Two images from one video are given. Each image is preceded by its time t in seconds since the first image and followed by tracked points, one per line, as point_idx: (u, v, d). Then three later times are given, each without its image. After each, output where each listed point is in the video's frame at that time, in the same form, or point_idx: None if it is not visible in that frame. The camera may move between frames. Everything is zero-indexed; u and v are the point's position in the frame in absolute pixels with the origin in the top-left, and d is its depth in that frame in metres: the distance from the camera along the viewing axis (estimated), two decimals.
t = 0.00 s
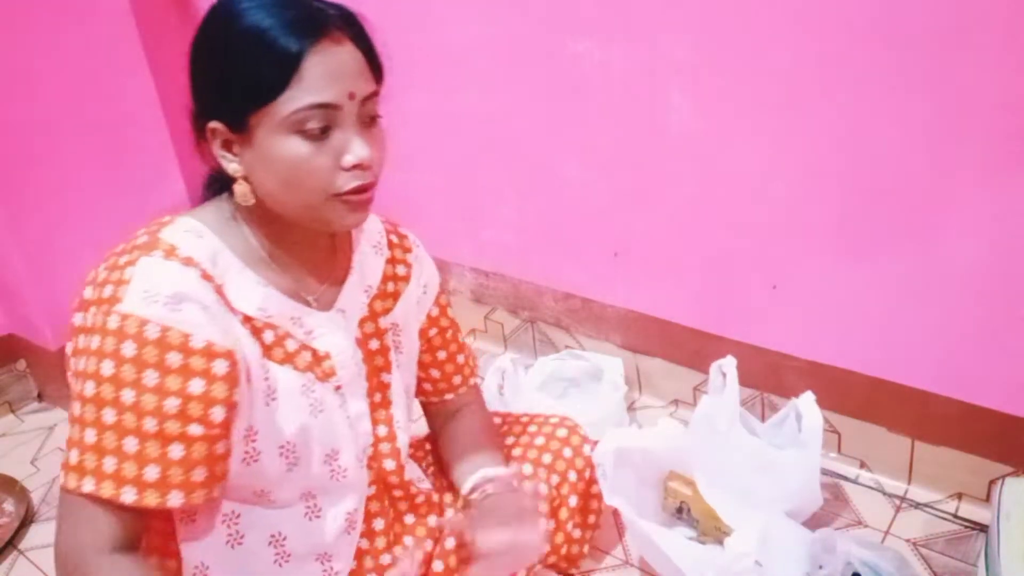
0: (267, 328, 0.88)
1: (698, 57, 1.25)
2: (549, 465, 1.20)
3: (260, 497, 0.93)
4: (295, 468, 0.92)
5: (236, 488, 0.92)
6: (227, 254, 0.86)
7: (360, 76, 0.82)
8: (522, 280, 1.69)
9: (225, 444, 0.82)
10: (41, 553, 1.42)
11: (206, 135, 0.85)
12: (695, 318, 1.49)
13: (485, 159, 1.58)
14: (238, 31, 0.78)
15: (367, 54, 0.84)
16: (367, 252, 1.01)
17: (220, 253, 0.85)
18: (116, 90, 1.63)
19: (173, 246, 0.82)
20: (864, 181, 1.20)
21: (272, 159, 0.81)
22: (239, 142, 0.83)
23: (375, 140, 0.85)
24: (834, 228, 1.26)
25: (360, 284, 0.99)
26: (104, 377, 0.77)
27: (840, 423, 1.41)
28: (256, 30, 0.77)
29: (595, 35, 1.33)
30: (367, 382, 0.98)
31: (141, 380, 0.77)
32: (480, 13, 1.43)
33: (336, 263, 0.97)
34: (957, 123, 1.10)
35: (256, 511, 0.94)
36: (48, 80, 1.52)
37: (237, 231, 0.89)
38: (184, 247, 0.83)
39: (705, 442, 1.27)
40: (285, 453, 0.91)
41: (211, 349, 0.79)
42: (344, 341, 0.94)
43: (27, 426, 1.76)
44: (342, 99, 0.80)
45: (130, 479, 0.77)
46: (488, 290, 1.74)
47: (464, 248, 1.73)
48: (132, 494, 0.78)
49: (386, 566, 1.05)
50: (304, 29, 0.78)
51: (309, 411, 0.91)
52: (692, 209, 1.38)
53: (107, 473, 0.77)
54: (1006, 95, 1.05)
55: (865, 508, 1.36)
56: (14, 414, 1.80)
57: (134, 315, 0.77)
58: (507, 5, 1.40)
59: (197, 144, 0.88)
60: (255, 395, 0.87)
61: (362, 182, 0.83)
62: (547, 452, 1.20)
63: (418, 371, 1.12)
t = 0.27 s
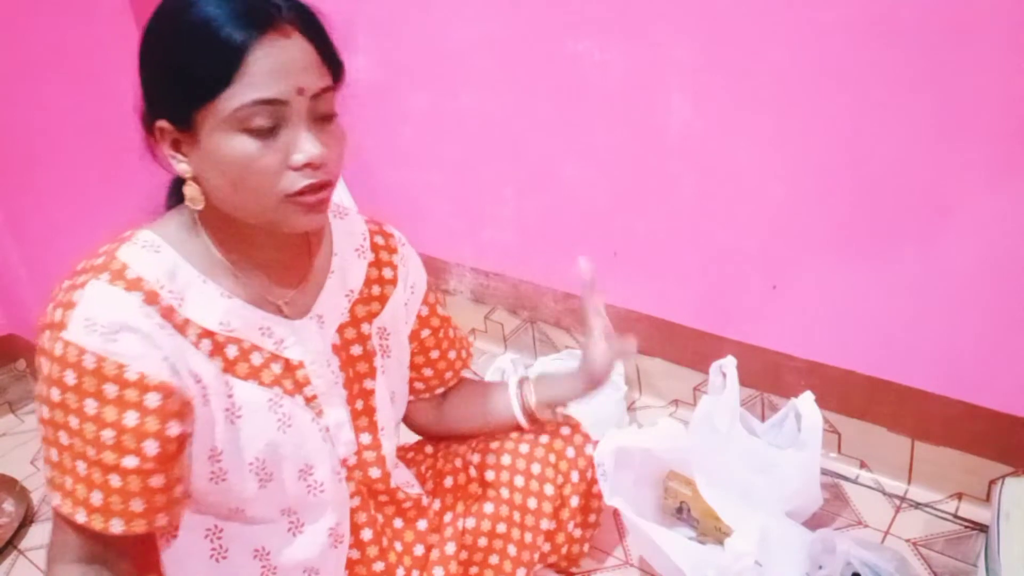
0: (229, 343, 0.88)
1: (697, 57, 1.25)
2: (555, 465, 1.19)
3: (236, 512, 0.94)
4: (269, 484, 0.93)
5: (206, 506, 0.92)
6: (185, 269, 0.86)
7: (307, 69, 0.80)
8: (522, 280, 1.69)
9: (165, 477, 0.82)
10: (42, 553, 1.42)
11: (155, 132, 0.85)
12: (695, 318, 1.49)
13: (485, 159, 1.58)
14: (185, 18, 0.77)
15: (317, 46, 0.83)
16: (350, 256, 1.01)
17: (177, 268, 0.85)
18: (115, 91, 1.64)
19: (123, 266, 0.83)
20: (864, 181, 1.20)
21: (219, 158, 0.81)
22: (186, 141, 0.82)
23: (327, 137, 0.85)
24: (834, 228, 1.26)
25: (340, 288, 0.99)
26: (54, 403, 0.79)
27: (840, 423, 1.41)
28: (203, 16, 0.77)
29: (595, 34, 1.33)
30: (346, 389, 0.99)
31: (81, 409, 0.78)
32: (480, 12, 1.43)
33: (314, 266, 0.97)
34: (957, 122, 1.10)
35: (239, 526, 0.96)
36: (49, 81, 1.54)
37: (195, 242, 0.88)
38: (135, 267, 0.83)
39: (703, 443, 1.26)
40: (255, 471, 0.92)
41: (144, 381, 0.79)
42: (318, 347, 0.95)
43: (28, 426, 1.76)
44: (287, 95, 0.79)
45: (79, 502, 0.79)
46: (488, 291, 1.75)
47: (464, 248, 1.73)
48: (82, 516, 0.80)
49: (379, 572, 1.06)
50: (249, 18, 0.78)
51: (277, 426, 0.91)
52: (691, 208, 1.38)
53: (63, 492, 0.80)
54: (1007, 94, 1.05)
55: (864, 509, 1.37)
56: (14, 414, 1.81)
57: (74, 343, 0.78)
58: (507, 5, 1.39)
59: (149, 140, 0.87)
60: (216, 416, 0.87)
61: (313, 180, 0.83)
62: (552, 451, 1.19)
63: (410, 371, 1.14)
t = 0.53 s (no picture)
0: (222, 350, 0.88)
1: (697, 56, 1.25)
2: (554, 462, 1.19)
3: (235, 518, 0.93)
4: (266, 490, 0.93)
5: (202, 513, 0.92)
6: (175, 278, 0.86)
7: (246, 71, 0.79)
8: (522, 280, 1.69)
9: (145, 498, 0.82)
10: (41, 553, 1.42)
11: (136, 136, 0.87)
12: (695, 318, 1.49)
13: (485, 160, 1.58)
14: (151, 15, 0.79)
15: (269, 51, 0.81)
16: (339, 255, 0.99)
17: (167, 277, 0.85)
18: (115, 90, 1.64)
19: (112, 277, 0.83)
20: (864, 181, 1.20)
21: (160, 160, 0.80)
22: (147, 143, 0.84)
23: (269, 143, 0.82)
24: (834, 228, 1.26)
25: (332, 289, 0.98)
26: (43, 415, 0.80)
27: (840, 423, 1.41)
28: (165, 11, 0.78)
29: (594, 34, 1.33)
30: (341, 390, 0.99)
31: (66, 425, 0.79)
32: (480, 13, 1.43)
33: (305, 267, 0.96)
34: (957, 122, 1.10)
35: (240, 530, 0.95)
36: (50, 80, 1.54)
37: (183, 248, 0.88)
38: (124, 278, 0.83)
39: (705, 443, 1.25)
40: (253, 476, 0.91)
41: (127, 403, 0.80)
42: (310, 350, 0.94)
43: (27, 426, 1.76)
44: (218, 96, 0.78)
45: (62, 514, 0.81)
46: (488, 290, 1.75)
47: (465, 248, 1.74)
48: (65, 527, 0.81)
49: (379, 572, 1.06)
50: (202, 15, 0.78)
51: (273, 432, 0.91)
52: (691, 208, 1.39)
53: (52, 502, 0.81)
54: (1007, 95, 1.06)
55: (864, 509, 1.36)
56: (14, 414, 1.80)
57: (61, 358, 0.79)
58: (506, 5, 1.39)
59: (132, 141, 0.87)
60: (211, 424, 0.87)
61: (246, 186, 0.80)
62: (551, 448, 1.19)
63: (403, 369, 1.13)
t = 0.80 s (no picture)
0: (221, 347, 0.88)
1: (697, 56, 1.25)
2: (554, 463, 1.18)
3: (233, 517, 0.94)
4: (264, 488, 0.93)
5: (200, 511, 0.93)
6: (176, 274, 0.86)
7: (240, 67, 0.79)
8: (521, 280, 1.69)
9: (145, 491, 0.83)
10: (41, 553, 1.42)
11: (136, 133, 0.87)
12: (695, 318, 1.49)
13: (486, 159, 1.58)
14: (149, 17, 0.79)
15: (262, 46, 0.81)
16: (341, 257, 0.99)
17: (168, 273, 0.86)
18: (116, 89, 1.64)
19: (112, 273, 0.83)
20: (864, 182, 1.20)
21: (157, 156, 0.81)
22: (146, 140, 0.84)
23: (265, 138, 0.82)
24: (835, 228, 1.26)
25: (333, 290, 0.98)
26: (44, 409, 0.81)
27: (841, 423, 1.41)
28: (161, 10, 0.79)
29: (595, 35, 1.33)
30: (340, 391, 0.99)
31: (66, 418, 0.80)
32: (480, 13, 1.43)
33: (307, 268, 0.96)
34: (957, 123, 1.10)
35: (237, 529, 0.95)
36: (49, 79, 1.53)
37: (185, 246, 0.88)
38: (125, 274, 0.83)
39: (704, 444, 1.25)
40: (251, 474, 0.92)
41: (127, 395, 0.80)
42: (310, 350, 0.94)
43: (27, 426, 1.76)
44: (212, 92, 0.78)
45: (62, 508, 0.81)
46: (488, 290, 1.75)
47: (465, 248, 1.73)
48: (64, 521, 0.82)
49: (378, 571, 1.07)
50: (196, 13, 0.78)
51: (272, 430, 0.91)
52: (692, 208, 1.39)
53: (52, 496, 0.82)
54: (1007, 95, 1.06)
55: (864, 509, 1.36)
56: (14, 414, 1.79)
57: (61, 352, 0.80)
58: (506, 5, 1.39)
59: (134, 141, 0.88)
60: (210, 421, 0.87)
61: (242, 181, 0.80)
62: (552, 449, 1.19)
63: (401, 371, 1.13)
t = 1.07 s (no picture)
0: (226, 347, 0.88)
1: (697, 57, 1.25)
2: (555, 465, 1.18)
3: (233, 517, 0.93)
4: (265, 490, 0.92)
5: (201, 510, 0.92)
6: (183, 273, 0.86)
7: (246, 69, 0.79)
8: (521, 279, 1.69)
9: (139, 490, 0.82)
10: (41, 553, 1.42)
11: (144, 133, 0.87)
12: (696, 318, 1.49)
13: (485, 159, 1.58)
14: (156, 17, 0.79)
15: (268, 47, 0.80)
16: (350, 260, 0.99)
17: (176, 271, 0.86)
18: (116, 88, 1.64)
19: (120, 269, 0.84)
20: (864, 182, 1.20)
21: (166, 159, 0.81)
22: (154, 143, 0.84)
23: (273, 140, 0.82)
24: (835, 228, 1.26)
25: (341, 293, 0.98)
26: (45, 401, 0.81)
27: (841, 423, 1.41)
28: (167, 11, 0.78)
29: (594, 35, 1.33)
30: (345, 395, 0.98)
31: (65, 411, 0.80)
32: (480, 13, 1.43)
33: (314, 271, 0.96)
34: (957, 123, 1.10)
35: (238, 529, 0.95)
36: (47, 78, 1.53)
37: (193, 245, 0.88)
38: (131, 270, 0.84)
39: (705, 444, 1.26)
40: (252, 475, 0.91)
41: (126, 392, 0.80)
42: (316, 352, 0.94)
43: (27, 426, 1.76)
44: (219, 95, 0.78)
45: (57, 500, 0.82)
46: (488, 290, 1.75)
47: (464, 248, 1.73)
48: (58, 514, 0.82)
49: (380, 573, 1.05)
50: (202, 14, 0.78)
51: (274, 431, 0.91)
52: (691, 209, 1.39)
53: (48, 486, 0.83)
54: (1008, 95, 1.06)
55: (864, 508, 1.36)
56: (14, 414, 1.79)
57: (65, 345, 0.80)
58: (506, 6, 1.39)
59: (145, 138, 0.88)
60: (212, 420, 0.87)
61: (251, 183, 0.80)
62: (553, 450, 1.19)
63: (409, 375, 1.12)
